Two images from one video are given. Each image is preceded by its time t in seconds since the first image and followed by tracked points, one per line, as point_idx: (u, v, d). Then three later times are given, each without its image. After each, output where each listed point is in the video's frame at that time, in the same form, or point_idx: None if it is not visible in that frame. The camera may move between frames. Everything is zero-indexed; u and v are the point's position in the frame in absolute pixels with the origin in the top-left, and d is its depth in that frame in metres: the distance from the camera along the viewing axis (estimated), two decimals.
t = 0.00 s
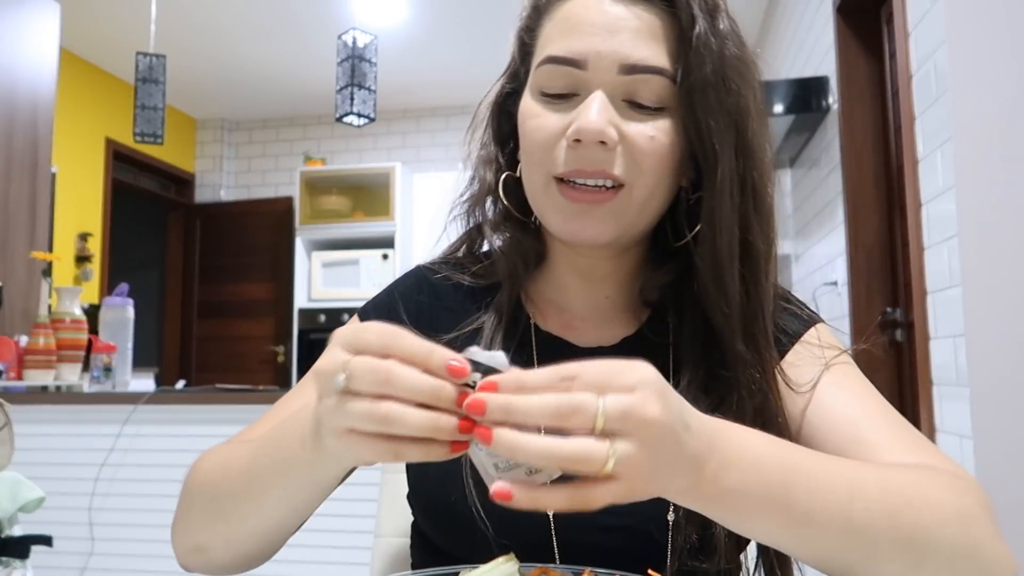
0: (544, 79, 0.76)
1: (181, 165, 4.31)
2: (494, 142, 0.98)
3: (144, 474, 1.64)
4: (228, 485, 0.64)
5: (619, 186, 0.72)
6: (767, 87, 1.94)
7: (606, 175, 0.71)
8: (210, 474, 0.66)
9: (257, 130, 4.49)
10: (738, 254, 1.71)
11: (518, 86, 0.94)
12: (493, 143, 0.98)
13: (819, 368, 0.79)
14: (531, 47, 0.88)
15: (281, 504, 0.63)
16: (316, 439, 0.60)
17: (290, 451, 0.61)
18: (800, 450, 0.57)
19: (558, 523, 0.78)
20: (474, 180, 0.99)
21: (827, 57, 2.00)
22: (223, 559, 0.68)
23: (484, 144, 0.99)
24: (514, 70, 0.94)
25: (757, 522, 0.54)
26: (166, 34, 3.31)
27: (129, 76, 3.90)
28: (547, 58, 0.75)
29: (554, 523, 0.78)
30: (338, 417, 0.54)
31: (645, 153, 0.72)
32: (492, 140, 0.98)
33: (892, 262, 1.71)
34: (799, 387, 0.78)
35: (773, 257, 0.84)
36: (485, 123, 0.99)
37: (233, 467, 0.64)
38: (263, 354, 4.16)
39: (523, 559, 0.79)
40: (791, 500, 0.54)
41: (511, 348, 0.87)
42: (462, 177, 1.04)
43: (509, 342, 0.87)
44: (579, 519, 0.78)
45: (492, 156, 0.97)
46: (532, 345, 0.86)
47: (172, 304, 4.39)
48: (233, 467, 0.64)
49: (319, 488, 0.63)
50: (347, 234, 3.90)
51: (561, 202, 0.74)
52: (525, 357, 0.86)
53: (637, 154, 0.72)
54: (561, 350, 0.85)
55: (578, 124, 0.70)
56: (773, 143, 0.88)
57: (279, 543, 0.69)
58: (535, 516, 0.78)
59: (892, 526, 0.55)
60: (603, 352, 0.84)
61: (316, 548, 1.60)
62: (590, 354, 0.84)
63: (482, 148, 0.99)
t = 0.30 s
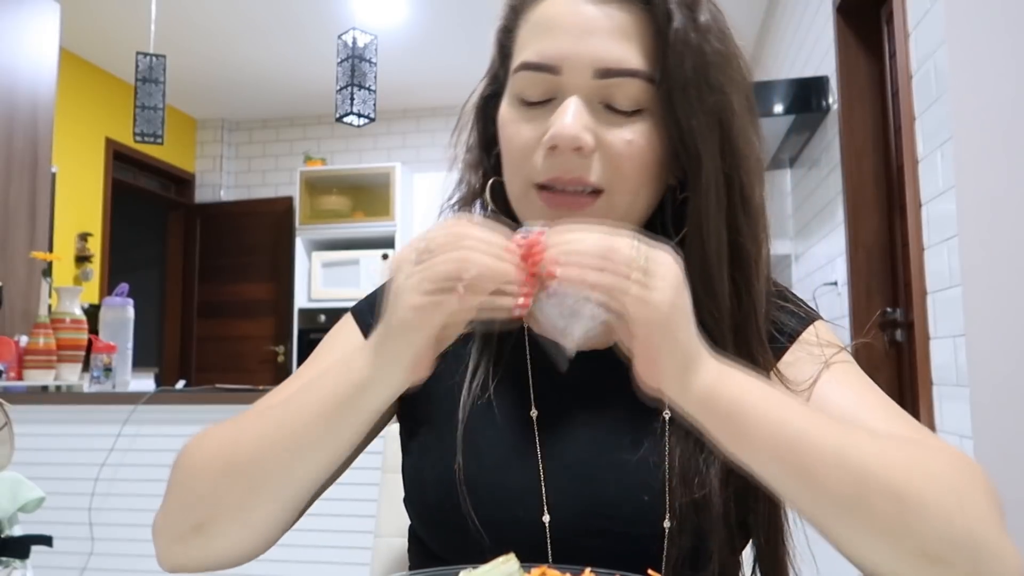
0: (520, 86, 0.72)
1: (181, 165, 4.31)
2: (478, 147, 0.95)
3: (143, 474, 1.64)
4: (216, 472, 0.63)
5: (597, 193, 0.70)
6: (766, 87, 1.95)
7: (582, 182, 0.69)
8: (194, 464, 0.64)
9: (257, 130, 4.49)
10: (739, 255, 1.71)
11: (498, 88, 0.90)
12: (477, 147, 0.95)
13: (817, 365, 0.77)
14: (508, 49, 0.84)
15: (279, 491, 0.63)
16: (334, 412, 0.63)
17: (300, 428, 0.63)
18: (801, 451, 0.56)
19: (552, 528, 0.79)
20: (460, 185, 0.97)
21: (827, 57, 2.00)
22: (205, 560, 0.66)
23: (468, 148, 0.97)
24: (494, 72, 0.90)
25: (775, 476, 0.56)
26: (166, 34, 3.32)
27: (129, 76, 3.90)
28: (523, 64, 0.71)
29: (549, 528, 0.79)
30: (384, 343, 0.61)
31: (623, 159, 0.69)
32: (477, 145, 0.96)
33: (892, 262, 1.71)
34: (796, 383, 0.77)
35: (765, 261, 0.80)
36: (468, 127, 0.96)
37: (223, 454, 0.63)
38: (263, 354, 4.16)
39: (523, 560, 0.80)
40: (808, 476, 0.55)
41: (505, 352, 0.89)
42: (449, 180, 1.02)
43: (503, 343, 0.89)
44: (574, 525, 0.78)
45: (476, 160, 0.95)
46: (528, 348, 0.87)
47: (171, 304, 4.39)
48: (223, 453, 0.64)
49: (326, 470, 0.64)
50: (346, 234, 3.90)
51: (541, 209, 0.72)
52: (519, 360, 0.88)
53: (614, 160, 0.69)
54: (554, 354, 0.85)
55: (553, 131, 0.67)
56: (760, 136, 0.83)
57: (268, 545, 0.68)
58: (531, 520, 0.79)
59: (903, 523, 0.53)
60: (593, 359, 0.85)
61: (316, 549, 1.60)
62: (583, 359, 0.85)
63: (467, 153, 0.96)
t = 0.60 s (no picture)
0: (484, 105, 0.73)
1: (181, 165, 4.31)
2: (459, 152, 0.94)
3: (143, 474, 1.64)
4: (248, 467, 0.66)
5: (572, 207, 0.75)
6: (767, 87, 1.94)
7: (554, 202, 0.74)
8: (223, 462, 0.66)
9: (257, 130, 4.49)
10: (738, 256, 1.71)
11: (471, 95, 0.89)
12: (458, 153, 0.94)
13: (814, 362, 0.77)
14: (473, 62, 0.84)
15: (312, 484, 0.66)
16: (366, 402, 0.68)
17: (334, 418, 0.67)
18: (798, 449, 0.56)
19: (550, 533, 0.80)
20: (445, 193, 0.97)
21: (828, 57, 2.00)
22: (228, 566, 0.67)
23: (447, 156, 0.96)
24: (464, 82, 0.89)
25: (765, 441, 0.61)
26: (167, 34, 3.32)
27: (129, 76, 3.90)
28: (484, 84, 0.72)
29: (547, 534, 0.80)
30: (421, 313, 0.71)
31: (592, 175, 0.73)
32: (457, 153, 0.95)
33: (892, 262, 1.71)
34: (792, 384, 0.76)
35: (745, 265, 0.78)
36: (449, 134, 0.95)
37: (256, 450, 0.66)
38: (263, 354, 4.16)
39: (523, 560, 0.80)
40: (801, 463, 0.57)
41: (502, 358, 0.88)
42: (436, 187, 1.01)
43: (501, 349, 0.88)
44: (569, 529, 0.80)
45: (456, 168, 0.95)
46: (523, 353, 0.87)
47: (171, 304, 4.39)
48: (256, 448, 0.66)
49: (356, 462, 0.68)
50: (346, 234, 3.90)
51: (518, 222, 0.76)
52: (516, 365, 0.88)
53: (581, 178, 0.73)
54: (549, 358, 0.85)
55: (518, 157, 0.70)
56: (739, 132, 0.81)
57: (291, 552, 0.69)
58: (529, 527, 0.81)
59: (889, 517, 0.57)
60: (591, 362, 0.84)
61: (317, 549, 1.60)
62: (578, 363, 0.84)
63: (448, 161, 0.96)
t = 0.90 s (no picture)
0: (474, 116, 0.74)
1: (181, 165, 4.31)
2: (449, 157, 0.94)
3: (143, 474, 1.64)
4: (243, 471, 0.66)
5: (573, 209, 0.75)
6: (766, 87, 1.95)
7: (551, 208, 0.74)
8: (219, 465, 0.67)
9: (257, 130, 4.49)
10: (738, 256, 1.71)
11: (458, 101, 0.89)
12: (448, 158, 0.94)
13: (818, 358, 0.77)
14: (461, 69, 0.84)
15: (307, 486, 0.66)
16: (361, 404, 0.68)
17: (328, 420, 0.67)
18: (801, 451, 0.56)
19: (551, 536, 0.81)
20: (438, 200, 0.97)
21: (827, 57, 2.00)
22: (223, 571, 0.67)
23: (438, 163, 0.96)
24: (452, 88, 0.89)
25: (773, 439, 0.62)
26: (166, 34, 3.32)
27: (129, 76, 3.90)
28: (473, 95, 0.73)
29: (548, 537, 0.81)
30: (416, 317, 0.71)
31: (591, 177, 0.73)
32: (446, 159, 0.95)
33: (892, 262, 1.71)
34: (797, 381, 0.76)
35: (746, 260, 0.78)
36: (437, 139, 0.95)
37: (251, 453, 0.66)
38: (263, 354, 4.16)
39: (524, 560, 0.81)
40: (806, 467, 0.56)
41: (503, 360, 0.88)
42: (428, 192, 1.01)
43: (502, 353, 0.88)
44: (571, 532, 0.81)
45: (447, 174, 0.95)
46: (523, 355, 0.87)
47: (171, 304, 4.39)
48: (251, 452, 0.66)
49: (351, 463, 0.68)
50: (346, 234, 3.90)
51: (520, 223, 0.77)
52: (516, 367, 0.88)
53: (579, 181, 0.73)
54: (551, 360, 0.85)
55: (512, 169, 0.71)
56: (732, 124, 0.80)
57: (288, 554, 0.69)
58: (531, 531, 0.81)
59: (895, 517, 0.57)
60: (592, 362, 0.84)
61: (317, 549, 1.60)
62: (580, 363, 0.84)
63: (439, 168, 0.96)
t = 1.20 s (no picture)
0: (473, 118, 0.74)
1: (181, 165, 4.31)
2: (447, 157, 0.94)
3: (143, 474, 1.64)
4: (241, 470, 0.66)
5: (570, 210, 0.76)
6: (766, 86, 1.95)
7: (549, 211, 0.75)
8: (218, 464, 0.67)
9: (257, 130, 4.49)
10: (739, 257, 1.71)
11: (458, 101, 0.89)
12: (446, 158, 0.94)
13: (815, 359, 0.77)
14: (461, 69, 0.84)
15: (305, 485, 0.66)
16: (358, 403, 0.68)
17: (326, 419, 0.67)
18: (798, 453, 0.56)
19: (548, 536, 0.81)
20: (436, 199, 0.97)
21: (827, 57, 2.00)
22: (222, 570, 0.67)
23: (436, 162, 0.96)
24: (452, 88, 0.90)
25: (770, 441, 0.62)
26: (166, 34, 3.32)
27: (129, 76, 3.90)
28: (472, 97, 0.73)
29: (545, 537, 0.81)
30: (412, 313, 0.71)
31: (589, 181, 0.74)
32: (445, 158, 0.95)
33: (892, 262, 1.71)
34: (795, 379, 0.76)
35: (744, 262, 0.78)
36: (435, 137, 0.95)
37: (249, 452, 0.66)
38: (263, 354, 4.16)
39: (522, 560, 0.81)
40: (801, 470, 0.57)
41: (501, 361, 0.88)
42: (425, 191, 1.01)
43: (499, 353, 0.88)
44: (568, 532, 0.81)
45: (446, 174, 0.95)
46: (520, 356, 0.87)
47: (171, 304, 4.39)
48: (249, 451, 0.66)
49: (349, 463, 0.68)
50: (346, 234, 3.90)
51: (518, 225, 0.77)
52: (514, 367, 0.88)
53: (579, 185, 0.74)
54: (549, 360, 0.85)
55: (512, 174, 0.71)
56: (732, 126, 0.80)
57: (286, 553, 0.69)
58: (528, 531, 0.81)
59: (891, 521, 0.57)
60: (589, 363, 0.84)
61: (317, 548, 1.60)
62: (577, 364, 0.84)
63: (438, 168, 0.96)
